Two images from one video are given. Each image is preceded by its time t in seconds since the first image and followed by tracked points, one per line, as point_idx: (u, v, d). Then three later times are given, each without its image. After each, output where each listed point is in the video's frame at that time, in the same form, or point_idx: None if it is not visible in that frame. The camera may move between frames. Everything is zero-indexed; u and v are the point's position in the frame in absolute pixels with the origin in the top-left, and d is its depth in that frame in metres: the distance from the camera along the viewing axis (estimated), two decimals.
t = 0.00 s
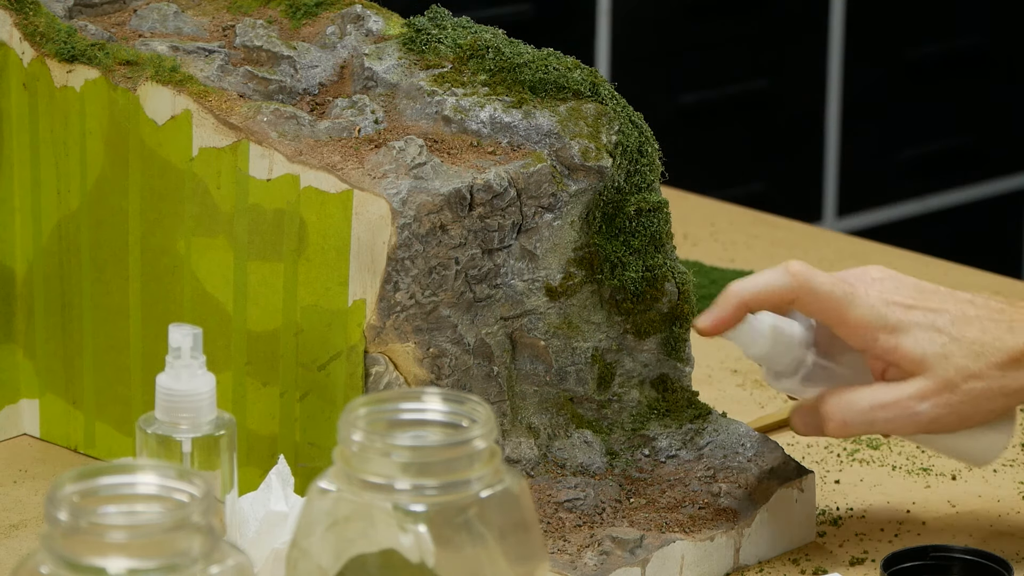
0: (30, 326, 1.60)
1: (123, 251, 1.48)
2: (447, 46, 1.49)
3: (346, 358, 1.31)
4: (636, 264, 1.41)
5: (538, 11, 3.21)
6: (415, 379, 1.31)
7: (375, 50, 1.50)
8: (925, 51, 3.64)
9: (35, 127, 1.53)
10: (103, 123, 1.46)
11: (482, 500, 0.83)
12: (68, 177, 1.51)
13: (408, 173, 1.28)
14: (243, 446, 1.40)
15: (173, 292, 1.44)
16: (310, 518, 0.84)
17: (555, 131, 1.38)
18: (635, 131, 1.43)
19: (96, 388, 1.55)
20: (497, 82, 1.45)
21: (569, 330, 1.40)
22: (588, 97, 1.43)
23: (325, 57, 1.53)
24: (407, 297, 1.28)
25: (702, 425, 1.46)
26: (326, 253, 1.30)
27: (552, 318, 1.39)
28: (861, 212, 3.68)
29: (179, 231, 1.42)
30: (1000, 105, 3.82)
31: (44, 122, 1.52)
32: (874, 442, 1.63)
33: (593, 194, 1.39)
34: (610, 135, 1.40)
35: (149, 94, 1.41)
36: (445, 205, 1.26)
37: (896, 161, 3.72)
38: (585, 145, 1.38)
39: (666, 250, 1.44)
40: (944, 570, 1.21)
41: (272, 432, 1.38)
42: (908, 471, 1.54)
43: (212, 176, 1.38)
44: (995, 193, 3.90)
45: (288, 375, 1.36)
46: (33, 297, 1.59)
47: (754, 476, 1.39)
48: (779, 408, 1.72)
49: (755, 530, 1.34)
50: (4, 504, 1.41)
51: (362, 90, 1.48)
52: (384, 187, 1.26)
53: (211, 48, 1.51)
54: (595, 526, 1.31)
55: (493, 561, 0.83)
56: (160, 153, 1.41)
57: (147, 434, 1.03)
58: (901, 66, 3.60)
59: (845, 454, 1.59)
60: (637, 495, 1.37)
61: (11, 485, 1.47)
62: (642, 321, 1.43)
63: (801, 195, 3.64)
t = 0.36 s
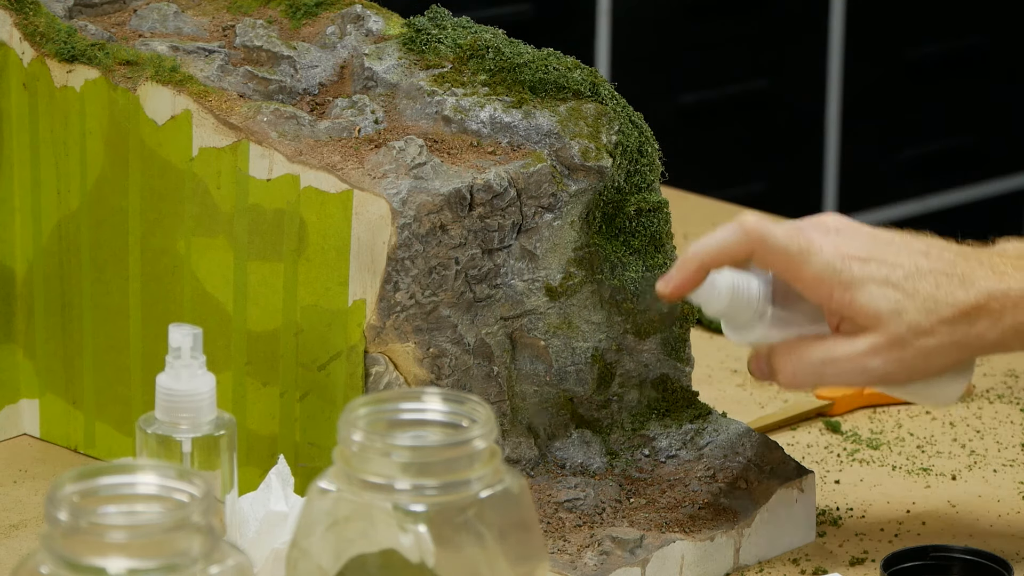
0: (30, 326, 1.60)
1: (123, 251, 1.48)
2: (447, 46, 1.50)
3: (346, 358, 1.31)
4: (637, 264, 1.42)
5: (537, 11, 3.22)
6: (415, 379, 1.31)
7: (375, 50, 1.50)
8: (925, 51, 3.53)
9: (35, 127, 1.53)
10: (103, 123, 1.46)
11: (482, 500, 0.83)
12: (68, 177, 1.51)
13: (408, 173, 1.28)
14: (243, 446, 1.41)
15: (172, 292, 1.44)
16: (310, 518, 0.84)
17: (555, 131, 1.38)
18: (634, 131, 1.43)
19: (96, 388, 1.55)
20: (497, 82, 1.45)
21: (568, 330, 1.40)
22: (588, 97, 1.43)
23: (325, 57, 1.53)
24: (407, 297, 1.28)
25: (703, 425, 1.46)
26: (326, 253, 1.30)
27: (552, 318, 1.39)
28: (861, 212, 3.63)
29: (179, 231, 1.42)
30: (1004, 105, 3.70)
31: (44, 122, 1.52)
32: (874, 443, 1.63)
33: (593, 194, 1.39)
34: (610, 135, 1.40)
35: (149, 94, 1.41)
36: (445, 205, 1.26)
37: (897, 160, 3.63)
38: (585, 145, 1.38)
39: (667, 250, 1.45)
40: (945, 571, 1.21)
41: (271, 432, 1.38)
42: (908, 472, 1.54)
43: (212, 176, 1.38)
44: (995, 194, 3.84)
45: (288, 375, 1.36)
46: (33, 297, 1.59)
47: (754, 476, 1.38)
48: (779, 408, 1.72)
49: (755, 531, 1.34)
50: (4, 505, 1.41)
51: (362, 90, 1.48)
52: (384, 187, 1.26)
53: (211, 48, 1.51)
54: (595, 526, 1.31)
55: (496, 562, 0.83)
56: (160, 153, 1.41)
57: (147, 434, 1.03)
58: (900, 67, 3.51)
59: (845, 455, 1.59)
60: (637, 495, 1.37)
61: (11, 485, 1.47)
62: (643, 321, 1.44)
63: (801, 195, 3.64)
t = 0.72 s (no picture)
0: (30, 326, 1.60)
1: (123, 251, 1.48)
2: (448, 46, 1.50)
3: (346, 358, 1.31)
4: (636, 264, 1.42)
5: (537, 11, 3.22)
6: (414, 378, 1.32)
7: (375, 50, 1.51)
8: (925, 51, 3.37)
9: (35, 127, 1.53)
10: (103, 123, 1.46)
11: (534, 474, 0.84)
12: (68, 177, 1.51)
13: (408, 173, 1.28)
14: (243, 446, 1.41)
15: (172, 292, 1.44)
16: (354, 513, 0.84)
17: (555, 131, 1.38)
18: (634, 131, 1.43)
19: (96, 388, 1.55)
20: (497, 82, 1.45)
21: (568, 330, 1.41)
22: (588, 97, 1.43)
23: (325, 57, 1.53)
24: (407, 297, 1.27)
25: (702, 425, 1.46)
26: (326, 253, 1.30)
27: (552, 318, 1.40)
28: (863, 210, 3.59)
29: (179, 230, 1.42)
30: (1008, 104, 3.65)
31: (44, 122, 1.52)
32: (874, 443, 1.63)
33: (594, 194, 1.39)
34: (610, 136, 1.41)
35: (149, 94, 1.41)
36: (444, 205, 1.26)
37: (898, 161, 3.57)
38: (585, 145, 1.38)
39: (666, 250, 1.46)
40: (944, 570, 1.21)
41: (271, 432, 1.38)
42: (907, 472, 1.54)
43: (212, 176, 1.38)
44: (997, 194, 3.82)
45: (288, 375, 1.36)
46: (33, 297, 1.59)
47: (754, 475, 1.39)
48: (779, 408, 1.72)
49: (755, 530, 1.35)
50: (4, 505, 1.41)
51: (362, 90, 1.49)
52: (384, 187, 1.26)
53: (211, 48, 1.51)
54: (595, 526, 1.30)
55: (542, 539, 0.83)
56: (160, 153, 1.41)
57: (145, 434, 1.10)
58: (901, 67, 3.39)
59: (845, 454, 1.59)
60: (637, 495, 1.36)
61: (11, 485, 1.47)
62: (642, 321, 1.45)
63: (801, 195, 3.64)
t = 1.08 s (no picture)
0: (30, 326, 1.60)
1: (123, 250, 1.48)
2: (448, 46, 1.50)
3: (346, 358, 1.31)
4: (636, 264, 1.43)
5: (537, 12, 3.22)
6: (414, 378, 1.32)
7: (375, 50, 1.51)
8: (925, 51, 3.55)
9: (35, 127, 1.53)
10: (103, 123, 1.46)
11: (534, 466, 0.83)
12: (68, 177, 1.51)
13: (408, 173, 1.28)
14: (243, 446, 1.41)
15: (173, 292, 1.44)
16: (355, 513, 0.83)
17: (555, 130, 1.39)
18: (633, 131, 1.43)
19: (96, 388, 1.55)
20: (497, 82, 1.45)
21: (568, 330, 1.41)
22: (589, 97, 1.44)
23: (325, 56, 1.53)
24: (407, 297, 1.27)
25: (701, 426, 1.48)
26: (326, 253, 1.30)
27: (552, 318, 1.40)
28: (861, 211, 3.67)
29: (179, 230, 1.42)
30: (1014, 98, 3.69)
31: (44, 122, 1.52)
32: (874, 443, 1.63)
33: (594, 194, 1.39)
34: (610, 136, 1.41)
35: (149, 93, 1.41)
36: (444, 205, 1.26)
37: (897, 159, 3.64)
38: (585, 145, 1.38)
39: (666, 250, 1.47)
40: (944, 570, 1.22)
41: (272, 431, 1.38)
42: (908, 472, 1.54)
43: (211, 176, 1.38)
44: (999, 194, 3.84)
45: (288, 376, 1.36)
46: (33, 297, 1.59)
47: (755, 475, 1.39)
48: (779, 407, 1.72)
49: (755, 531, 1.35)
50: (4, 505, 1.41)
51: (362, 90, 1.49)
52: (383, 187, 1.26)
53: (211, 48, 1.51)
54: (595, 526, 1.30)
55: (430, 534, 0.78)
56: (160, 153, 1.41)
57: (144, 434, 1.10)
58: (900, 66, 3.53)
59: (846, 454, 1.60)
60: (636, 495, 1.36)
61: (11, 485, 1.47)
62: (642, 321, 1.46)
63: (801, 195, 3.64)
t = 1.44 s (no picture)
0: (30, 326, 1.60)
1: (123, 250, 1.48)
2: (447, 46, 1.51)
3: (346, 358, 1.31)
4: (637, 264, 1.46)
5: (538, 12, 3.24)
6: (414, 378, 1.32)
7: (375, 50, 1.51)
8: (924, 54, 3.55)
9: (35, 127, 1.53)
10: (103, 123, 1.46)
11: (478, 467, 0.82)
12: (68, 177, 1.51)
13: (408, 173, 1.28)
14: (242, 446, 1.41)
15: (173, 292, 1.44)
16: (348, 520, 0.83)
17: (555, 131, 1.39)
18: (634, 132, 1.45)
19: (96, 388, 1.55)
20: (497, 82, 1.45)
21: (568, 330, 1.41)
22: (588, 97, 1.45)
23: (325, 56, 1.53)
24: (407, 297, 1.27)
25: (701, 425, 1.48)
26: (326, 253, 1.30)
27: (552, 318, 1.40)
28: (861, 212, 3.67)
29: (179, 230, 1.42)
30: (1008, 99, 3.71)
31: (44, 122, 1.52)
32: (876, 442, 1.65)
33: (594, 194, 1.39)
34: (610, 135, 1.42)
35: (149, 93, 1.41)
36: (444, 205, 1.26)
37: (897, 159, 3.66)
38: (585, 145, 1.39)
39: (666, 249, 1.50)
40: None
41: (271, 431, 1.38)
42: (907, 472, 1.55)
43: (212, 176, 1.38)
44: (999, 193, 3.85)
45: (288, 376, 1.36)
46: (33, 298, 1.59)
47: (754, 475, 1.39)
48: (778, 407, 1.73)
49: (755, 531, 1.35)
50: (4, 505, 1.41)
51: (362, 90, 1.49)
52: (383, 187, 1.26)
53: (211, 48, 1.51)
54: (595, 526, 1.31)
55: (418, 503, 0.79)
56: (160, 153, 1.41)
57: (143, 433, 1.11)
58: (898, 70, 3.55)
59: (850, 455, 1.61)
60: (637, 495, 1.37)
61: (11, 485, 1.47)
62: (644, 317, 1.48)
63: (801, 195, 3.64)
